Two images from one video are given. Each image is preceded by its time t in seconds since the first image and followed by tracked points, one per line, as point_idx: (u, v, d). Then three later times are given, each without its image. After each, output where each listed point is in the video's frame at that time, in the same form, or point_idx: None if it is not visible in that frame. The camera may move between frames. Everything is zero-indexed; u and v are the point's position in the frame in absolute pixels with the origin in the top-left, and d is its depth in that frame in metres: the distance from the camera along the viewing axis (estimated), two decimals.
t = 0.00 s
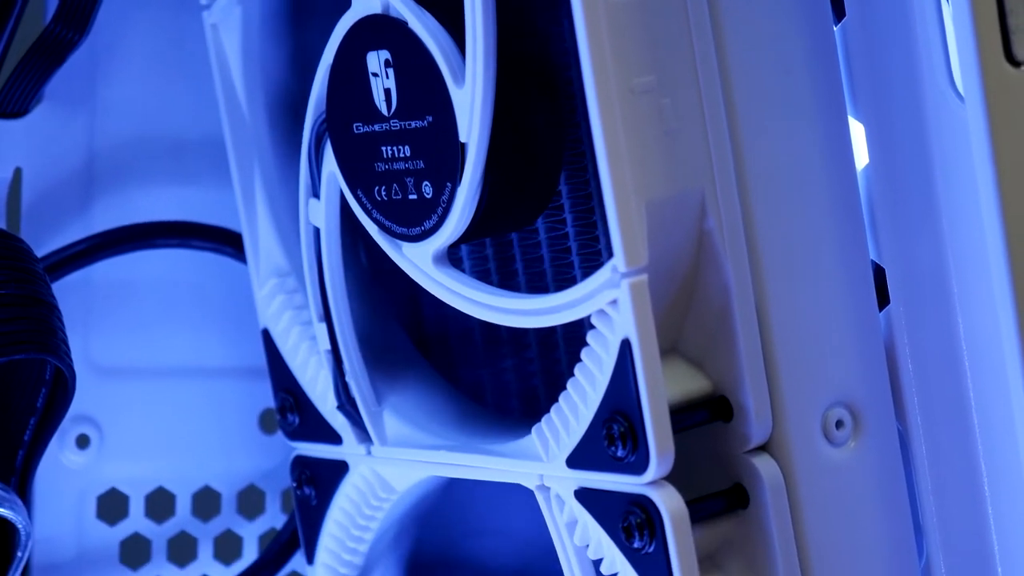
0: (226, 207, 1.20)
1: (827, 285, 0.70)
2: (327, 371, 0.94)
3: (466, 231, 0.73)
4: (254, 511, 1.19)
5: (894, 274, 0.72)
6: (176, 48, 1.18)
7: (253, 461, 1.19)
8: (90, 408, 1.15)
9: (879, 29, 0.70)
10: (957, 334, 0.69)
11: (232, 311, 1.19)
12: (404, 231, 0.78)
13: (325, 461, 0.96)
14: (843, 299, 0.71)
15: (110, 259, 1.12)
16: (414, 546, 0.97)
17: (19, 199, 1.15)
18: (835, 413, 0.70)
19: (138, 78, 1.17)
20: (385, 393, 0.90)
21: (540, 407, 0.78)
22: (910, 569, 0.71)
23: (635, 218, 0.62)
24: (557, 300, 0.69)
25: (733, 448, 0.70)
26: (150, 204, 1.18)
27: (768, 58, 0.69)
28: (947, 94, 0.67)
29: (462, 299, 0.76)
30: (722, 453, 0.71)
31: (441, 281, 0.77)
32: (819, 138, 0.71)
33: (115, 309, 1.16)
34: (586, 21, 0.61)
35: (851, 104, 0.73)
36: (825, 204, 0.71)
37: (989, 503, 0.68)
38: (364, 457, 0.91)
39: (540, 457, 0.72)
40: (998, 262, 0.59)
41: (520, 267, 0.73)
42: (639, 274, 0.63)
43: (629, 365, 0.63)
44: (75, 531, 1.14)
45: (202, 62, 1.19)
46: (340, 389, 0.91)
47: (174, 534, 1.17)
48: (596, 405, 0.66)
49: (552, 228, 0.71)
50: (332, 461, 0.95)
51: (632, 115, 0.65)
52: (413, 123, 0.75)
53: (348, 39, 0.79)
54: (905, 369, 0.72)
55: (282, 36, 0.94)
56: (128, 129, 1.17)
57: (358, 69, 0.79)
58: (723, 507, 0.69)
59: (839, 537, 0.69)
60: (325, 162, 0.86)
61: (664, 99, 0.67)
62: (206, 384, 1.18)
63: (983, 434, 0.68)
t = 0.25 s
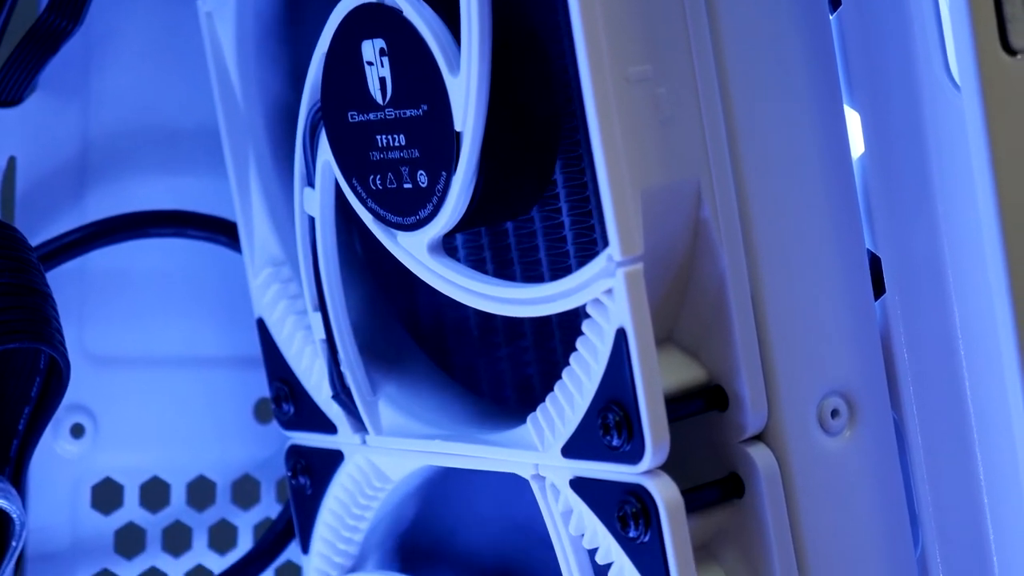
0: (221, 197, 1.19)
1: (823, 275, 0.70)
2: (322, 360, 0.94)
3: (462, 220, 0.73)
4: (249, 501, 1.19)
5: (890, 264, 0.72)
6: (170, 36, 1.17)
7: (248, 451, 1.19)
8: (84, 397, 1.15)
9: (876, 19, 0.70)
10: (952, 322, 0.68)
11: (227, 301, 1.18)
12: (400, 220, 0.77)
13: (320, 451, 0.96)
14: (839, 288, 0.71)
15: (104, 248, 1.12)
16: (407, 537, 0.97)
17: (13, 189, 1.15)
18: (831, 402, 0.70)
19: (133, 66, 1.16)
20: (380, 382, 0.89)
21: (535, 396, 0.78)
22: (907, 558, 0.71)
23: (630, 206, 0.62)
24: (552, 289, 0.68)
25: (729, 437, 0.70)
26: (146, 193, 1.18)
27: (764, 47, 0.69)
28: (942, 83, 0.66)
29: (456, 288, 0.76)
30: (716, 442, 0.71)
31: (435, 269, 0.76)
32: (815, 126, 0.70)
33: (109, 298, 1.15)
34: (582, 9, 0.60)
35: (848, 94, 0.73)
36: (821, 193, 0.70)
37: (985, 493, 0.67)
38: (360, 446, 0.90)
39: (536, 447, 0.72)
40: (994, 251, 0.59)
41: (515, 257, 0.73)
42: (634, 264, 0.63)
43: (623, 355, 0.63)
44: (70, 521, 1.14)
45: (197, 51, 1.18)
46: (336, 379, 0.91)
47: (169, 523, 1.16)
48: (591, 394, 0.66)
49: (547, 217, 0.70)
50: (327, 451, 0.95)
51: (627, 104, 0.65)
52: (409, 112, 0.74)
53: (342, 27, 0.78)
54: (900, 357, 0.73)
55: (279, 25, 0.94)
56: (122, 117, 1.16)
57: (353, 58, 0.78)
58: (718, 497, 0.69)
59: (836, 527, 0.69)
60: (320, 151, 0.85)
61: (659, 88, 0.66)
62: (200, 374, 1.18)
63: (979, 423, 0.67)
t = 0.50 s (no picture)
0: (216, 184, 1.19)
1: (819, 264, 0.70)
2: (317, 349, 0.94)
3: (457, 209, 0.72)
4: (244, 489, 1.18)
5: (886, 253, 0.72)
6: (165, 24, 1.16)
7: (244, 439, 1.19)
8: (79, 386, 1.14)
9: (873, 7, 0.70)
10: (948, 312, 0.68)
11: (221, 289, 1.18)
12: (395, 209, 0.77)
13: (315, 440, 0.96)
14: (836, 278, 0.70)
15: (99, 237, 1.11)
16: (403, 525, 0.96)
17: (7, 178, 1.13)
18: (827, 391, 0.69)
19: (128, 54, 1.15)
20: (375, 370, 0.89)
21: (531, 385, 0.78)
22: (903, 547, 0.71)
23: (626, 194, 0.61)
24: (548, 278, 0.68)
25: (725, 427, 0.70)
26: (141, 182, 1.17)
27: (761, 36, 0.68)
28: (939, 72, 0.66)
29: (450, 276, 0.75)
30: (714, 431, 0.71)
31: (431, 259, 0.76)
32: (811, 115, 0.70)
33: (105, 287, 1.15)
34: None
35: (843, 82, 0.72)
36: (817, 182, 0.70)
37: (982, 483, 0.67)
38: (355, 435, 0.91)
39: (531, 436, 0.72)
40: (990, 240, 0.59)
41: (510, 245, 0.72)
42: (630, 252, 0.62)
43: (619, 344, 0.63)
44: (65, 510, 1.13)
45: (192, 39, 1.17)
46: (331, 367, 0.91)
47: (164, 512, 1.16)
48: (587, 383, 0.66)
49: (542, 206, 0.70)
50: (322, 439, 0.95)
51: (622, 92, 0.65)
52: (404, 100, 0.74)
53: (337, 15, 0.78)
54: (896, 344, 0.72)
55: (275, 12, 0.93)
56: (117, 105, 1.16)
57: (348, 46, 0.78)
58: (714, 486, 0.69)
59: (831, 516, 0.69)
60: (315, 140, 0.85)
61: (655, 76, 0.66)
62: (196, 363, 1.18)
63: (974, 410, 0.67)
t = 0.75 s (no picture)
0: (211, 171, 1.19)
1: (815, 250, 0.70)
2: (312, 335, 0.94)
3: (453, 194, 0.72)
4: (239, 475, 1.19)
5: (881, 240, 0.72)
6: (160, 10, 1.16)
7: (239, 425, 1.19)
8: (74, 371, 1.13)
9: None
10: (945, 297, 0.69)
11: (217, 275, 1.19)
12: (391, 194, 0.77)
13: (310, 426, 0.96)
14: (832, 264, 0.70)
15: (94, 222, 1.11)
16: (397, 514, 0.96)
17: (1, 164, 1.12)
18: (823, 376, 0.69)
19: (123, 39, 1.15)
20: (371, 356, 0.90)
21: (526, 371, 0.78)
22: (898, 531, 0.71)
23: (621, 179, 0.61)
24: (544, 264, 0.68)
25: (721, 412, 0.70)
26: (136, 167, 1.17)
27: (756, 21, 0.68)
28: (935, 56, 0.67)
29: (445, 261, 0.75)
30: (709, 416, 0.71)
31: (426, 244, 0.76)
32: (806, 100, 0.70)
33: (100, 272, 1.14)
34: None
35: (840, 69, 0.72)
36: (813, 167, 0.70)
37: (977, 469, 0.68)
38: (350, 421, 0.90)
39: (527, 422, 0.72)
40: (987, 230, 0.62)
41: (506, 230, 0.72)
42: (626, 238, 0.62)
43: (615, 329, 0.62)
44: (60, 497, 1.12)
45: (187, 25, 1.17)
46: (326, 353, 0.91)
47: (159, 498, 1.16)
48: (583, 369, 0.66)
49: (538, 191, 0.69)
50: (317, 425, 0.95)
51: (618, 78, 0.65)
52: (399, 85, 0.73)
53: None
54: (893, 334, 0.72)
55: None
56: (112, 90, 1.15)
57: (343, 31, 0.77)
58: (709, 472, 0.69)
59: (826, 501, 0.69)
60: (310, 125, 0.85)
61: (650, 62, 0.66)
62: (192, 349, 1.17)
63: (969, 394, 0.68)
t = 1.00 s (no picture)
0: (208, 156, 1.19)
1: (814, 234, 0.69)
2: (310, 319, 0.93)
3: (450, 177, 0.71)
4: (236, 460, 1.19)
5: (880, 223, 0.71)
6: None
7: (236, 409, 1.19)
8: (72, 356, 1.13)
9: None
10: (944, 281, 0.69)
11: (214, 259, 1.18)
12: (388, 178, 0.76)
13: (307, 411, 0.95)
14: (831, 248, 0.70)
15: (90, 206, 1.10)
16: (395, 498, 0.96)
17: None
18: (822, 360, 0.69)
19: (119, 22, 1.14)
20: (368, 341, 0.89)
21: (524, 355, 0.78)
22: (898, 514, 0.71)
23: (620, 163, 0.61)
24: (544, 248, 0.67)
25: (720, 397, 0.69)
26: (132, 151, 1.16)
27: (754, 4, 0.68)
28: (935, 42, 0.67)
29: (442, 246, 0.74)
30: (708, 399, 0.71)
31: (424, 228, 0.75)
32: (805, 83, 0.69)
33: (97, 257, 1.14)
34: None
35: (840, 54, 0.71)
36: (812, 151, 0.70)
37: (977, 454, 0.68)
38: (348, 406, 0.90)
39: (525, 406, 0.72)
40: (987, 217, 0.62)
41: (503, 216, 0.72)
42: (624, 222, 0.62)
43: (613, 314, 0.62)
44: (57, 482, 1.12)
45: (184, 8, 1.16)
46: (323, 337, 0.90)
47: (157, 483, 1.16)
48: (581, 353, 0.65)
49: (536, 174, 0.70)
50: (315, 410, 0.95)
51: (617, 61, 0.64)
52: (396, 69, 0.73)
53: None
54: (891, 317, 0.71)
55: None
56: (109, 74, 1.14)
57: (340, 14, 0.77)
58: (708, 456, 0.69)
59: (824, 485, 0.69)
60: (307, 108, 0.84)
61: (648, 45, 0.65)
62: (189, 333, 1.17)
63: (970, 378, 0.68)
